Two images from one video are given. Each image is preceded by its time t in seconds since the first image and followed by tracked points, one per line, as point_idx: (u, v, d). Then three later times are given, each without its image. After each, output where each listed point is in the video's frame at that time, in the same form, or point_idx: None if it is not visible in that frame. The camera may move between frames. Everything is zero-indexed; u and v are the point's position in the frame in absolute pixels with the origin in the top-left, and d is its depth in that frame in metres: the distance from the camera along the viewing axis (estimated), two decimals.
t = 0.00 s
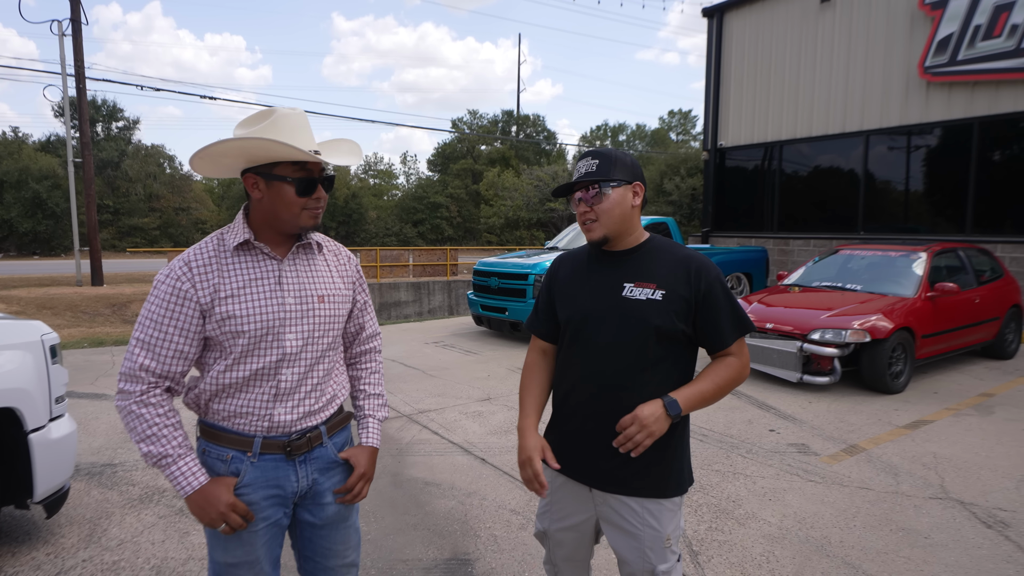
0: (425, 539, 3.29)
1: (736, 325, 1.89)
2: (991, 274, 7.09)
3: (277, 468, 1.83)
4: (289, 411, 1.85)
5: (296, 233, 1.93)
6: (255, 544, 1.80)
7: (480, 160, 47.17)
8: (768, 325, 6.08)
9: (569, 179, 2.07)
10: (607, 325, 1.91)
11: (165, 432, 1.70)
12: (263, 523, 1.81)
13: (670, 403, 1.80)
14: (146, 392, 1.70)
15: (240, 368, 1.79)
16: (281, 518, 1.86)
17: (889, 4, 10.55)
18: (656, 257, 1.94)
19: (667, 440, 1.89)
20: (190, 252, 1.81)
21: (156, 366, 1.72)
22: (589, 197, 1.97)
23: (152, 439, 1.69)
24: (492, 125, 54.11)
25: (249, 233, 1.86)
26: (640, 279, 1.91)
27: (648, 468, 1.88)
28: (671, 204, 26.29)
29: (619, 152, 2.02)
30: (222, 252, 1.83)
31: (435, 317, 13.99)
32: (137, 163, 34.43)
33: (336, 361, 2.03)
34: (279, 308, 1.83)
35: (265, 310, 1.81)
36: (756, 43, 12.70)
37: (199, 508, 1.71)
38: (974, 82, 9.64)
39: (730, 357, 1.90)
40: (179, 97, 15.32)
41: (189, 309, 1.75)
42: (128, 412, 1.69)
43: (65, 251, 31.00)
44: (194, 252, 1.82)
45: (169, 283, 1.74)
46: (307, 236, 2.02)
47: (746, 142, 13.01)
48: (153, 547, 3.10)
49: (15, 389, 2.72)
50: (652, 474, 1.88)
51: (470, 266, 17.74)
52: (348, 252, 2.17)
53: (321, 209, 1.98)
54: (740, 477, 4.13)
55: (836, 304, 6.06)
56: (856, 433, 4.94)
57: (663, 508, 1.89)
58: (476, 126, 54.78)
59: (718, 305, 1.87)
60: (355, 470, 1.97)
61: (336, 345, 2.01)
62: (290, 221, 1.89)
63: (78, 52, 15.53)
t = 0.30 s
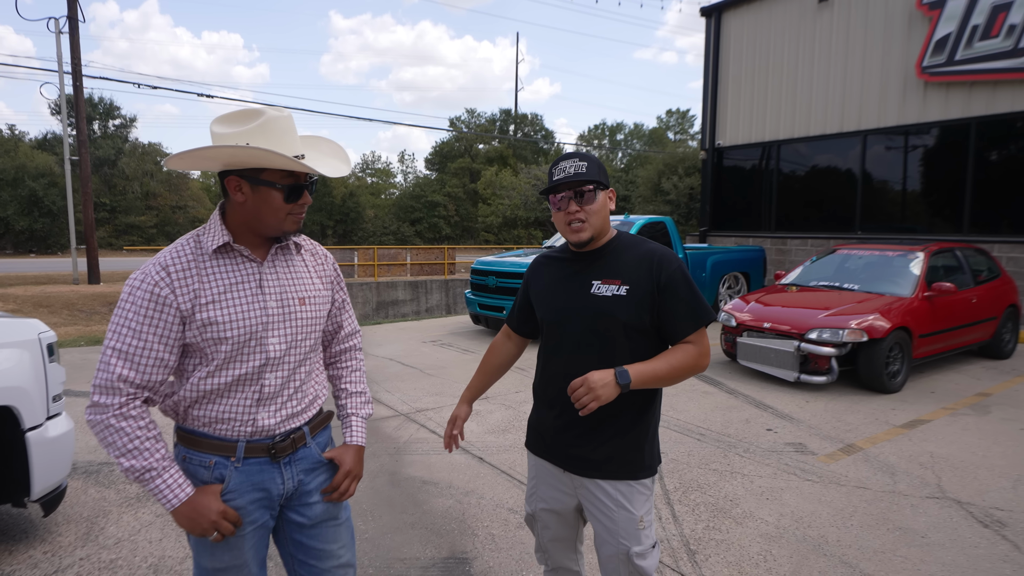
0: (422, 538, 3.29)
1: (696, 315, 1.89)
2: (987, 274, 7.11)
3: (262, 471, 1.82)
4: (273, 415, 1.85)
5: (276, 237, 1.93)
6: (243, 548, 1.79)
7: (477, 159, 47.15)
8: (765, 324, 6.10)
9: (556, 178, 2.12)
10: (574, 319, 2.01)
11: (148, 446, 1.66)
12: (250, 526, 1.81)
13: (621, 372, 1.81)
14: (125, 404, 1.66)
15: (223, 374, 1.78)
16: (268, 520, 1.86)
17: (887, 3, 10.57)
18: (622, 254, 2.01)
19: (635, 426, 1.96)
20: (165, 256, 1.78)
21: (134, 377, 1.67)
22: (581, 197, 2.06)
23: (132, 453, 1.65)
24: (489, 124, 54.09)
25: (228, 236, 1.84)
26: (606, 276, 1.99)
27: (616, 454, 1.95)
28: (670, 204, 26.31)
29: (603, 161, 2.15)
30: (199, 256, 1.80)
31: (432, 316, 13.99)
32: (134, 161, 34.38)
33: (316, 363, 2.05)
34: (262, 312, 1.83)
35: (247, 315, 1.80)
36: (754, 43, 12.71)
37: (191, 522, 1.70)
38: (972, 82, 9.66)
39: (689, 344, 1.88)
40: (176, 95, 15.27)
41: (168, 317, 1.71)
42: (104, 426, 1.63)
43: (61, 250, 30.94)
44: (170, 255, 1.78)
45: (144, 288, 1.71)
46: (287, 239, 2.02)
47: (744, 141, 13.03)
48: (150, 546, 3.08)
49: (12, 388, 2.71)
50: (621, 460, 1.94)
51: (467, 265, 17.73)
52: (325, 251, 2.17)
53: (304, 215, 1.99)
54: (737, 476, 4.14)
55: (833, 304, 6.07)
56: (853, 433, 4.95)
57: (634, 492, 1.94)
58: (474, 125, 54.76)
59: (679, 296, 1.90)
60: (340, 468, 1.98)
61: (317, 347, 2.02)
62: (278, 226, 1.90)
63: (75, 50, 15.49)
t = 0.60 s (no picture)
0: (421, 536, 3.29)
1: (681, 317, 1.95)
2: (985, 273, 7.12)
3: (262, 472, 1.82)
4: (272, 415, 1.85)
5: (274, 233, 1.92)
6: (243, 549, 1.79)
7: (476, 158, 47.11)
8: (764, 324, 6.10)
9: (553, 179, 2.11)
10: (564, 319, 2.01)
11: (147, 450, 1.65)
12: (250, 528, 1.80)
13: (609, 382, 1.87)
14: (122, 408, 1.64)
15: (220, 374, 1.77)
16: (266, 521, 1.85)
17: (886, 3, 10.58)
18: (611, 254, 2.01)
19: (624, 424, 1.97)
20: (158, 255, 1.76)
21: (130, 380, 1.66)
22: (574, 200, 2.05)
23: (131, 457, 1.64)
24: (488, 123, 54.06)
25: (222, 234, 1.84)
26: (596, 276, 1.99)
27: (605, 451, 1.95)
28: (669, 203, 26.30)
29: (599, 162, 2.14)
30: (193, 254, 1.80)
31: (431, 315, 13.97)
32: (132, 159, 34.32)
33: (312, 361, 2.04)
34: (259, 310, 1.83)
35: (245, 313, 1.80)
36: (753, 42, 12.72)
37: (192, 526, 1.69)
38: (970, 82, 9.68)
39: (672, 345, 1.95)
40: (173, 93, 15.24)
41: (165, 317, 1.71)
42: (102, 431, 1.62)
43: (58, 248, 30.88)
44: (162, 254, 1.77)
45: (139, 287, 1.70)
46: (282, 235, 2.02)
47: (743, 141, 13.04)
48: (149, 545, 3.08)
49: (10, 386, 2.70)
50: (610, 457, 1.95)
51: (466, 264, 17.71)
52: (317, 248, 2.17)
53: (301, 211, 2.00)
54: (736, 475, 4.15)
55: (832, 303, 6.08)
56: (852, 432, 4.96)
57: (623, 489, 1.95)
58: (473, 123, 54.73)
59: (667, 297, 1.94)
60: (338, 467, 1.98)
61: (312, 345, 2.02)
62: (275, 224, 1.90)
63: (73, 48, 15.44)
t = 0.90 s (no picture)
0: (421, 534, 3.30)
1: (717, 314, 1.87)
2: (988, 275, 7.11)
3: (267, 472, 1.83)
4: (278, 412, 1.86)
5: (278, 225, 1.94)
6: (248, 549, 1.80)
7: (479, 157, 47.10)
8: (766, 324, 6.10)
9: (592, 168, 2.07)
10: (591, 319, 1.96)
11: (153, 448, 1.66)
12: (255, 528, 1.81)
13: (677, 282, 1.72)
14: (128, 404, 1.65)
15: (225, 369, 1.77)
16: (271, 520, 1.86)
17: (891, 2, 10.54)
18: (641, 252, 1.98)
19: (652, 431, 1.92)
20: (166, 250, 1.77)
21: (136, 375, 1.67)
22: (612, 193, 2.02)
23: (138, 454, 1.65)
24: (491, 122, 54.04)
25: (228, 229, 1.85)
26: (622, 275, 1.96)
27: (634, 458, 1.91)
28: (671, 203, 26.29)
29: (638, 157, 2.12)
30: (199, 249, 1.81)
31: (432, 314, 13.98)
32: (135, 156, 34.40)
33: (317, 359, 2.05)
34: (264, 305, 1.84)
35: (249, 309, 1.80)
36: (756, 42, 12.68)
37: (196, 526, 1.70)
38: (975, 83, 9.65)
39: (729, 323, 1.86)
40: (177, 90, 15.26)
41: (170, 311, 1.71)
42: (108, 428, 1.63)
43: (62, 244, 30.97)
44: (169, 249, 1.78)
45: (145, 282, 1.70)
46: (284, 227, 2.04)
47: (746, 141, 13.02)
48: (151, 541, 3.09)
49: (13, 381, 2.71)
50: (639, 467, 1.90)
51: (468, 262, 17.71)
52: (321, 247, 2.17)
53: (305, 200, 2.00)
54: (737, 475, 4.14)
55: (834, 304, 6.07)
56: (853, 432, 4.96)
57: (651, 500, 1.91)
58: (476, 122, 54.73)
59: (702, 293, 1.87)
60: (343, 466, 2.00)
61: (316, 342, 2.03)
62: (280, 214, 1.91)
63: (77, 44, 15.46)
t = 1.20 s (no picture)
0: (423, 533, 3.30)
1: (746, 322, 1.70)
2: (991, 274, 7.09)
3: (267, 472, 1.83)
4: (278, 413, 1.86)
5: (271, 226, 1.93)
6: (248, 549, 1.80)
7: (480, 157, 47.10)
8: (768, 323, 6.09)
9: (622, 161, 1.96)
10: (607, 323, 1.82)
11: (151, 445, 1.67)
12: (255, 528, 1.81)
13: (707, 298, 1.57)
14: (127, 401, 1.66)
15: (224, 368, 1.78)
16: (271, 521, 1.86)
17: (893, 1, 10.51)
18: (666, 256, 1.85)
19: (672, 449, 1.76)
20: (168, 249, 1.79)
21: (136, 372, 1.68)
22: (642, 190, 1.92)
23: (136, 452, 1.66)
24: (492, 121, 54.06)
25: (229, 229, 1.86)
26: (643, 279, 1.82)
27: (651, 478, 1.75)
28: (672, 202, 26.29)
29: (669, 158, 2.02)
30: (200, 249, 1.82)
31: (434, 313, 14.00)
32: (138, 155, 34.48)
33: (320, 361, 2.05)
34: (263, 305, 1.84)
35: (249, 309, 1.81)
36: (758, 41, 12.67)
37: (193, 525, 1.70)
38: (978, 81, 9.62)
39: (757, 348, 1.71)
40: (178, 89, 15.28)
41: (169, 310, 1.72)
42: (108, 424, 1.65)
43: (65, 244, 31.03)
44: (172, 249, 1.79)
45: (145, 280, 1.72)
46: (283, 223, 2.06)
47: (748, 140, 13.01)
48: (153, 540, 3.10)
49: (16, 381, 2.72)
50: (661, 486, 1.75)
51: (469, 262, 17.73)
52: (327, 248, 2.17)
53: (297, 202, 1.97)
54: (738, 474, 4.14)
55: (836, 303, 6.07)
56: (855, 432, 4.95)
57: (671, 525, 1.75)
58: (477, 122, 54.77)
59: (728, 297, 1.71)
60: (345, 470, 1.99)
61: (320, 344, 2.03)
62: (263, 214, 1.89)
63: (79, 44, 15.49)
